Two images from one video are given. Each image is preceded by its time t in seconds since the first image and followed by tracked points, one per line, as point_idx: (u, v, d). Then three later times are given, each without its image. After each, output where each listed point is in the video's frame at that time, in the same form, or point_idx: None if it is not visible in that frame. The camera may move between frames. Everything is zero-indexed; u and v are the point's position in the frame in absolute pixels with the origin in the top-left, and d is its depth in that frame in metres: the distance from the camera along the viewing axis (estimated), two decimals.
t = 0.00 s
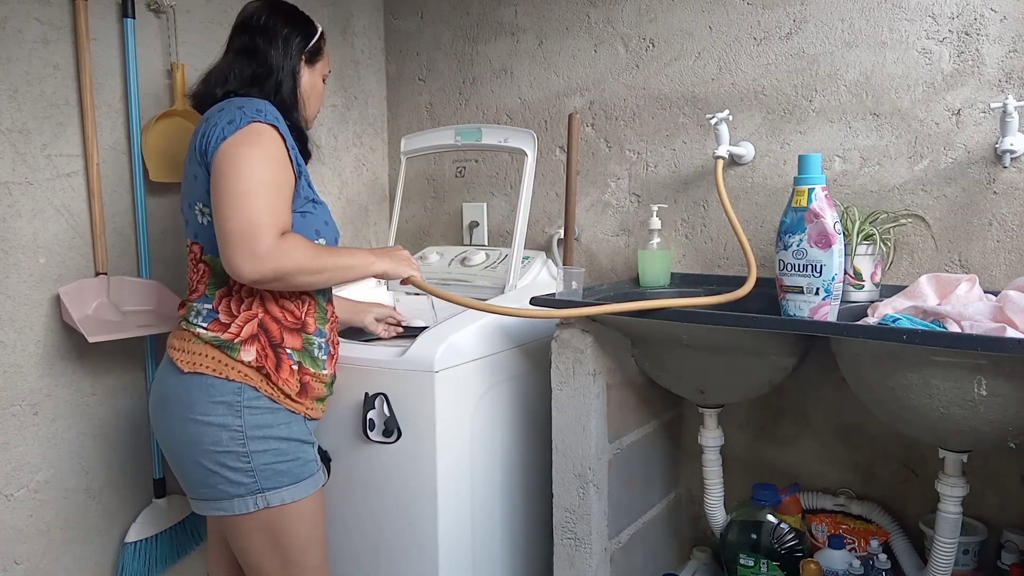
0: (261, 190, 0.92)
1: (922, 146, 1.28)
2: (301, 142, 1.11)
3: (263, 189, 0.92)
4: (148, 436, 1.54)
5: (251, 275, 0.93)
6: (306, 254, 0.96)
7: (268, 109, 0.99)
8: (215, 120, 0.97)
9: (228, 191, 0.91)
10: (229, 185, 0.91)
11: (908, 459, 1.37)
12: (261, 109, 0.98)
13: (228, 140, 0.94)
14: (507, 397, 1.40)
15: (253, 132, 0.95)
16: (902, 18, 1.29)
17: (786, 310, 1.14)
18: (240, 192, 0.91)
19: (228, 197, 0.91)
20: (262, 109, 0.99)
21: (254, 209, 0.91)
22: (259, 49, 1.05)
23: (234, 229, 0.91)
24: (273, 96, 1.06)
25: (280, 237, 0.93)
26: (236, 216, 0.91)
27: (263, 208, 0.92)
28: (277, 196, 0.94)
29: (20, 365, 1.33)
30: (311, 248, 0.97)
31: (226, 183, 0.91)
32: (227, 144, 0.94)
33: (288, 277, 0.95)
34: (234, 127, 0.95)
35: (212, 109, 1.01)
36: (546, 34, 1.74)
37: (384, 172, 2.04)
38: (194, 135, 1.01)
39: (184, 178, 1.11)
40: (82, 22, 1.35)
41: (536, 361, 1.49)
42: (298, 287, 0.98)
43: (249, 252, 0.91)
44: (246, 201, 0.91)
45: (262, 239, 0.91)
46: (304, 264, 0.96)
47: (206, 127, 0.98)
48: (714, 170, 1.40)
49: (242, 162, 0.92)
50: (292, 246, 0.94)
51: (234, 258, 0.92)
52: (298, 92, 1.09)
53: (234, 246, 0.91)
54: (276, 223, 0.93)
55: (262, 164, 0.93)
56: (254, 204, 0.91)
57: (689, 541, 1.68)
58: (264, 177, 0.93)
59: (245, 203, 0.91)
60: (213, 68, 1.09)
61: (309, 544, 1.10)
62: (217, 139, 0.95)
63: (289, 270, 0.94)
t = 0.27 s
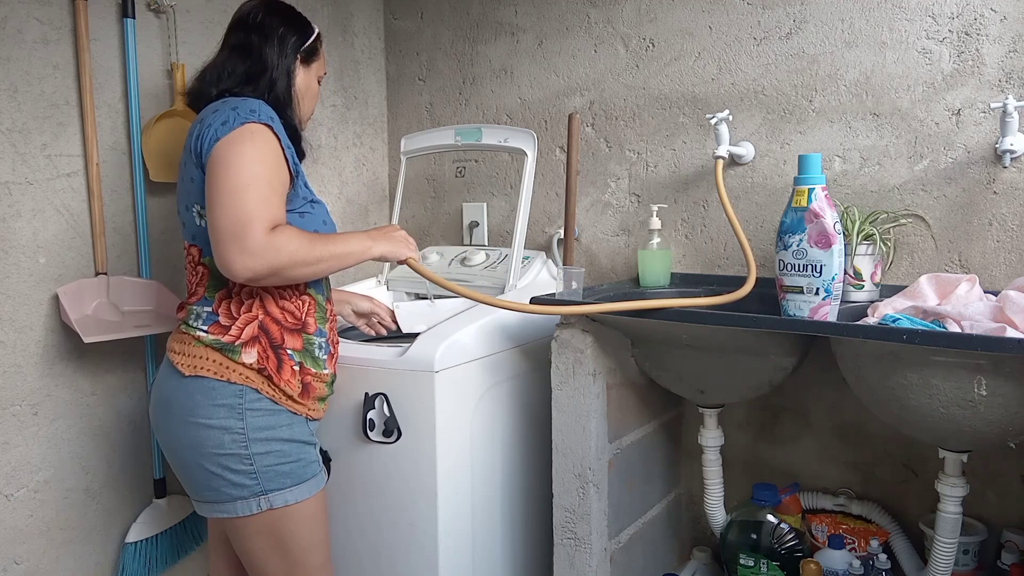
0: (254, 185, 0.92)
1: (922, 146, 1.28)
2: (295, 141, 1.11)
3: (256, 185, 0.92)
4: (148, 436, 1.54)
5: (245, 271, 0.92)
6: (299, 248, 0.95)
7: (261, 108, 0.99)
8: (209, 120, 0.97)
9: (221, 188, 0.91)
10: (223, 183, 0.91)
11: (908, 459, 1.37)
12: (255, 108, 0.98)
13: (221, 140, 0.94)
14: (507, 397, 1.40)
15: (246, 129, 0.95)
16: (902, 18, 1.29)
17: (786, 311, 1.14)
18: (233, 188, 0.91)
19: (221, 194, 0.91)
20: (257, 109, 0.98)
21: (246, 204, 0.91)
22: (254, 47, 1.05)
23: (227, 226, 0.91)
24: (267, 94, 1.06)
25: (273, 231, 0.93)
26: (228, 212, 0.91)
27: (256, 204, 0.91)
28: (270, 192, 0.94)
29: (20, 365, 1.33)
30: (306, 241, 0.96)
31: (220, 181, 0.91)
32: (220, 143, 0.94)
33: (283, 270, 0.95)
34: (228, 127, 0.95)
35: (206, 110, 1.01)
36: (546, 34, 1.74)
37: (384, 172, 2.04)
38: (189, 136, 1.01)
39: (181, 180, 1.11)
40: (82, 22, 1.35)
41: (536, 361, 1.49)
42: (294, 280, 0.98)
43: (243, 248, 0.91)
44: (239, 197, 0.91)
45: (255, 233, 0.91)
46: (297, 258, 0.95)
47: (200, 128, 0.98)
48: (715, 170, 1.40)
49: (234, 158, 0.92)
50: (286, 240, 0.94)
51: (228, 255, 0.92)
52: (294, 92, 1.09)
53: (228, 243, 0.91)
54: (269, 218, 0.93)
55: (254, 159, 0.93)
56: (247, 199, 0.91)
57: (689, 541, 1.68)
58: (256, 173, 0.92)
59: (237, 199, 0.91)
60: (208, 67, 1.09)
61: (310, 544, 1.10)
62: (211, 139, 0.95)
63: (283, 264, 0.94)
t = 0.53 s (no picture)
0: (246, 184, 0.92)
1: (922, 146, 1.28)
2: (295, 142, 1.11)
3: (248, 183, 0.92)
4: (147, 436, 1.54)
5: (235, 269, 0.92)
6: (291, 246, 0.95)
7: (258, 107, 0.99)
8: (206, 120, 0.98)
9: (213, 186, 0.91)
10: (216, 182, 0.91)
11: (908, 459, 1.37)
12: (252, 108, 0.98)
13: (216, 139, 0.94)
14: (507, 397, 1.40)
15: (240, 127, 0.95)
16: (902, 18, 1.29)
17: (786, 311, 1.14)
18: (224, 185, 0.91)
19: (213, 193, 0.91)
20: (254, 109, 0.98)
21: (238, 202, 0.91)
22: (256, 46, 1.05)
23: (218, 223, 0.91)
24: (268, 93, 1.05)
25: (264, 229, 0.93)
26: (220, 209, 0.91)
27: (248, 202, 0.91)
28: (263, 191, 0.93)
29: (20, 365, 1.33)
30: (298, 240, 0.96)
31: (213, 180, 0.91)
32: (214, 141, 0.94)
33: (275, 269, 0.95)
34: (224, 126, 0.95)
35: (205, 110, 1.01)
36: (546, 34, 1.74)
37: (384, 172, 2.04)
38: (186, 136, 1.01)
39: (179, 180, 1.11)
40: (82, 22, 1.35)
41: (535, 361, 1.49)
42: (287, 279, 0.97)
43: (235, 246, 0.91)
44: (230, 194, 0.91)
45: (245, 231, 0.91)
46: (289, 256, 0.95)
47: (198, 127, 0.98)
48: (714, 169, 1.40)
49: (226, 156, 0.92)
50: (278, 239, 0.93)
51: (219, 253, 0.91)
52: (295, 92, 1.09)
53: (219, 241, 0.91)
54: (261, 216, 0.92)
55: (247, 157, 0.93)
56: (239, 197, 0.91)
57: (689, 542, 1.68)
58: (249, 171, 0.92)
59: (230, 197, 0.91)
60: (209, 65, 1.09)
61: (310, 544, 1.10)
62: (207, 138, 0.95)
63: (274, 262, 0.93)
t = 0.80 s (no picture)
0: (245, 185, 0.92)
1: (922, 146, 1.28)
2: (297, 142, 1.11)
3: (247, 184, 0.92)
4: (147, 436, 1.54)
5: (234, 270, 0.92)
6: (290, 247, 0.95)
7: (258, 108, 0.99)
8: (206, 120, 0.98)
9: (212, 187, 0.91)
10: (214, 183, 0.91)
11: (907, 459, 1.37)
12: (252, 108, 0.98)
13: (216, 140, 0.94)
14: (507, 397, 1.40)
15: (239, 128, 0.95)
16: (902, 18, 1.29)
17: (786, 311, 1.14)
18: (223, 186, 0.91)
19: (212, 194, 0.91)
20: (254, 109, 0.98)
21: (237, 203, 0.91)
22: (258, 46, 1.05)
23: (217, 224, 0.91)
24: (270, 93, 1.05)
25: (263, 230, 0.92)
26: (219, 210, 0.91)
27: (247, 203, 0.91)
28: (262, 191, 0.93)
29: (20, 365, 1.33)
30: (297, 241, 0.96)
31: (212, 180, 0.91)
32: (214, 142, 0.94)
33: (273, 270, 0.94)
34: (223, 127, 0.95)
35: (205, 109, 1.01)
36: (546, 34, 1.74)
37: (384, 172, 2.04)
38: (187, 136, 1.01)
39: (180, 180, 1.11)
40: (82, 21, 1.35)
41: (535, 361, 1.49)
42: (286, 280, 0.97)
43: (233, 247, 0.91)
44: (229, 195, 0.91)
45: (244, 232, 0.91)
46: (288, 257, 0.95)
47: (198, 127, 0.98)
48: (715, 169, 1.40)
49: (226, 157, 0.92)
50: (277, 240, 0.93)
51: (218, 254, 0.92)
52: (297, 91, 1.09)
53: (218, 242, 0.91)
54: (260, 217, 0.92)
55: (246, 158, 0.93)
56: (238, 198, 0.91)
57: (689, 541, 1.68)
58: (248, 172, 0.92)
59: (228, 199, 0.91)
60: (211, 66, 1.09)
61: (310, 544, 1.10)
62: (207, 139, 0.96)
63: (272, 263, 0.93)
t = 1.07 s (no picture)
0: (247, 185, 0.92)
1: (922, 146, 1.28)
2: (300, 143, 1.11)
3: (250, 185, 0.92)
4: (147, 436, 1.54)
5: (236, 271, 0.92)
6: (293, 248, 0.95)
7: (261, 108, 0.99)
8: (209, 121, 0.98)
9: (215, 187, 0.91)
10: (216, 184, 0.91)
11: (907, 459, 1.37)
12: (255, 108, 0.98)
13: (218, 140, 0.94)
14: (507, 397, 1.40)
15: (242, 128, 0.95)
16: (902, 18, 1.29)
17: (786, 311, 1.14)
18: (226, 187, 0.91)
19: (214, 194, 0.91)
20: (257, 109, 0.98)
21: (239, 203, 0.91)
22: (261, 46, 1.05)
23: (219, 224, 0.91)
24: (272, 92, 1.05)
25: (265, 231, 0.92)
26: (221, 210, 0.91)
27: (249, 204, 0.91)
28: (265, 192, 0.93)
29: (20, 365, 1.33)
30: (299, 242, 0.96)
31: (214, 181, 0.91)
32: (217, 142, 0.94)
33: (275, 271, 0.94)
34: (226, 127, 0.95)
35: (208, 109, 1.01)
36: (546, 34, 1.74)
37: (384, 172, 2.04)
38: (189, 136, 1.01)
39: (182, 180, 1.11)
40: (82, 22, 1.35)
41: (536, 361, 1.49)
42: (288, 280, 0.97)
43: (235, 248, 0.91)
44: (232, 196, 0.91)
45: (246, 233, 0.91)
46: (290, 258, 0.94)
47: (201, 127, 0.98)
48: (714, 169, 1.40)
49: (229, 157, 0.92)
50: (279, 240, 0.93)
51: (221, 254, 0.92)
52: (300, 91, 1.09)
53: (220, 243, 0.91)
54: (262, 217, 0.92)
55: (248, 158, 0.93)
56: (240, 198, 0.91)
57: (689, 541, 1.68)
58: (250, 172, 0.92)
59: (230, 199, 0.90)
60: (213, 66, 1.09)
61: (310, 544, 1.10)
62: (210, 139, 0.95)
63: (274, 264, 0.93)
